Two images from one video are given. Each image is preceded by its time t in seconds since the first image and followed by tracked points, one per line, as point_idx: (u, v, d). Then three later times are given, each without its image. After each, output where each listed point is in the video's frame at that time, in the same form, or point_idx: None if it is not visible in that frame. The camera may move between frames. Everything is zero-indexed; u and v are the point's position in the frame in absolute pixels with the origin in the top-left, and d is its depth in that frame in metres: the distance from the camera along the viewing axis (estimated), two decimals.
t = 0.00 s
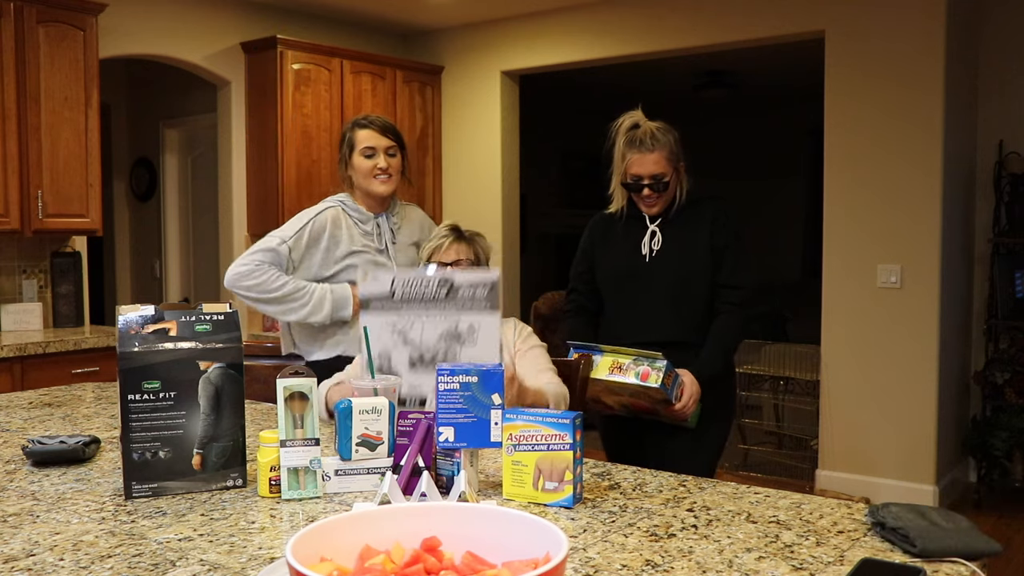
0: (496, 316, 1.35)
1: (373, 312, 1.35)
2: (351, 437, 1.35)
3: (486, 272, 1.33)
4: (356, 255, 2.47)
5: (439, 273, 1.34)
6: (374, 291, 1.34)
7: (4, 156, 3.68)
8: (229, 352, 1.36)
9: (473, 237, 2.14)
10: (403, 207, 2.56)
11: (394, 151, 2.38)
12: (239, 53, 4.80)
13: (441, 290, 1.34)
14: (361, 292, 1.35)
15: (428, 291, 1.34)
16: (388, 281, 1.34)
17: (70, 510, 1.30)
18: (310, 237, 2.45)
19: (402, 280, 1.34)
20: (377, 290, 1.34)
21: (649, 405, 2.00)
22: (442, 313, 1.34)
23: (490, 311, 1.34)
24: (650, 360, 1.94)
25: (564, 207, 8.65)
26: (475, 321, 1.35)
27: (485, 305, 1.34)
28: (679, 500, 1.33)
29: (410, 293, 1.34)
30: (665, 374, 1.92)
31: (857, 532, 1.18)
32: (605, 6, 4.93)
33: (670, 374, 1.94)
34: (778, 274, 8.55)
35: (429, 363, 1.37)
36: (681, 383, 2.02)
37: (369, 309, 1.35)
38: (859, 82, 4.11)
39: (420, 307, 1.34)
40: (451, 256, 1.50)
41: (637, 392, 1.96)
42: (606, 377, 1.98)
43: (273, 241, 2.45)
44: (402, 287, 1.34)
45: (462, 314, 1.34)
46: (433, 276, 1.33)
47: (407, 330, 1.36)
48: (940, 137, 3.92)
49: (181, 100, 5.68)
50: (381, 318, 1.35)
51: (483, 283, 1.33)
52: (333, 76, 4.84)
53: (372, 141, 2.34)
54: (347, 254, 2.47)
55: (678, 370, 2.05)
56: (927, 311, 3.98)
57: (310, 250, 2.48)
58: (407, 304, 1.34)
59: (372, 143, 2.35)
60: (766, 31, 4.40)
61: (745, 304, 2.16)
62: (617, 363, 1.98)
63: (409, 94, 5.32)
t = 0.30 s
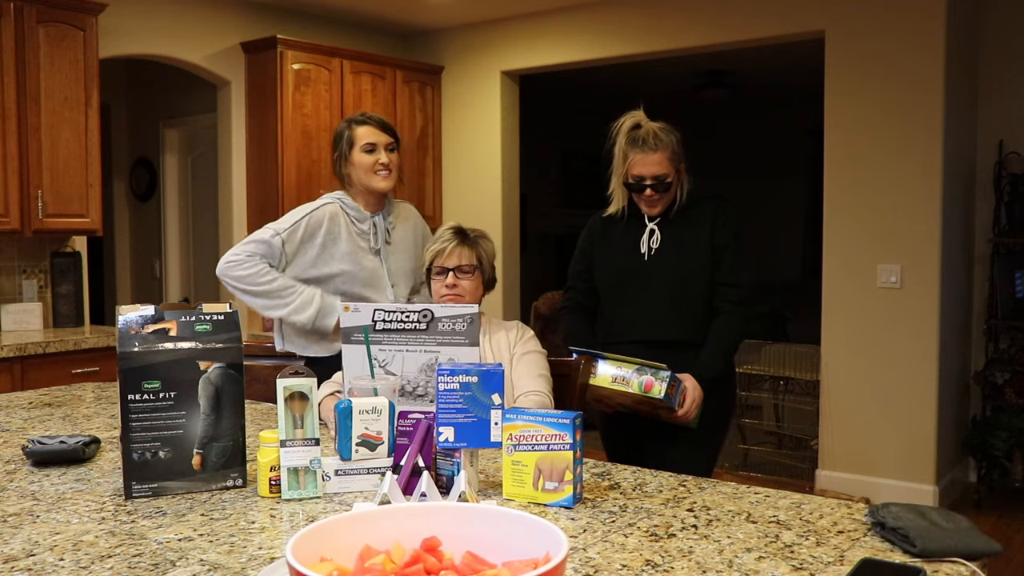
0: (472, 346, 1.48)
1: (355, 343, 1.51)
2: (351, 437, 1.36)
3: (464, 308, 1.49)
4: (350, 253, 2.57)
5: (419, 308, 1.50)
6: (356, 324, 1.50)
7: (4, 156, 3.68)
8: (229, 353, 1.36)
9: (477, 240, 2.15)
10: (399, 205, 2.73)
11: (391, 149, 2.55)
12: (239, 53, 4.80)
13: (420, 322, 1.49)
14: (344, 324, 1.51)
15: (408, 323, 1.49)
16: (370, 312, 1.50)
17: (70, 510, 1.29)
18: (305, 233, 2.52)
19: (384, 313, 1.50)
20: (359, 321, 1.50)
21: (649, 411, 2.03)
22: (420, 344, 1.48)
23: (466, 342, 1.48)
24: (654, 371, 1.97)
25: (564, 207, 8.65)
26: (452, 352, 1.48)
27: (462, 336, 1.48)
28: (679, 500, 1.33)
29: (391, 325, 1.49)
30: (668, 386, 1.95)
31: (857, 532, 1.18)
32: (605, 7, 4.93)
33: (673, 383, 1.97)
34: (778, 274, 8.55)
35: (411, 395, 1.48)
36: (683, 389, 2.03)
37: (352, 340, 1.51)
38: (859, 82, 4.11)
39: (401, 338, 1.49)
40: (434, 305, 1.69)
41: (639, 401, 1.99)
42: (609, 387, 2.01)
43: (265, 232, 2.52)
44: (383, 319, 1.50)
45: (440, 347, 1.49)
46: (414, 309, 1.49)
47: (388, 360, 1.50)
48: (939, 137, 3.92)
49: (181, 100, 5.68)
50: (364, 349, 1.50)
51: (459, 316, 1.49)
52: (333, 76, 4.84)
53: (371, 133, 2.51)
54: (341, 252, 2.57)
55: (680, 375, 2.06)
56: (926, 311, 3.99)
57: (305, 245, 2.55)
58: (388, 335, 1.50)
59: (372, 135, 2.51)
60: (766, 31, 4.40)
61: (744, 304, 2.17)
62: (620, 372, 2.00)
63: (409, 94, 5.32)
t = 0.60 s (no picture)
0: (473, 346, 1.48)
1: (356, 342, 1.51)
2: (351, 437, 1.36)
3: (465, 308, 1.49)
4: (346, 255, 2.77)
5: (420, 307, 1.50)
6: (356, 323, 1.51)
7: (4, 156, 3.68)
8: (228, 353, 1.36)
9: (477, 241, 2.15)
10: (396, 205, 2.98)
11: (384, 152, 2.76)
12: (239, 53, 4.80)
13: (420, 321, 1.49)
14: (345, 323, 1.51)
15: (408, 322, 1.49)
16: (370, 312, 1.50)
17: (70, 510, 1.29)
18: (300, 237, 2.73)
19: (385, 313, 1.50)
20: (360, 321, 1.50)
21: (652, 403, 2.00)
22: (420, 344, 1.48)
23: (466, 342, 1.48)
24: (660, 358, 1.93)
25: (564, 207, 8.65)
26: (453, 352, 1.48)
27: (463, 335, 1.48)
28: (679, 500, 1.33)
29: (391, 324, 1.49)
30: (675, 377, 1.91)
31: (857, 532, 1.18)
32: (605, 7, 4.93)
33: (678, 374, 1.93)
34: (778, 274, 8.55)
35: (411, 395, 1.48)
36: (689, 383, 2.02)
37: (353, 340, 1.51)
38: (859, 82, 4.11)
39: (401, 337, 1.49)
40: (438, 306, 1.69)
41: (646, 389, 1.96)
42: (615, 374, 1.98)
43: (258, 237, 2.74)
44: (384, 319, 1.50)
45: (440, 347, 1.48)
46: (414, 309, 1.49)
47: (389, 360, 1.50)
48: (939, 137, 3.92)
49: (181, 100, 5.68)
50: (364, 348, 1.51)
51: (460, 316, 1.48)
52: (333, 76, 4.84)
53: (367, 137, 2.72)
54: (338, 254, 2.77)
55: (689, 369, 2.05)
56: (926, 311, 3.99)
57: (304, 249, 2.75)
58: (389, 335, 1.50)
59: (366, 137, 2.73)
60: (766, 31, 4.40)
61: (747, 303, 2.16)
62: (627, 358, 1.97)
63: (409, 94, 5.32)
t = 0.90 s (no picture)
0: (470, 349, 1.48)
1: (354, 344, 1.52)
2: (351, 437, 1.36)
3: (461, 311, 1.49)
4: (344, 254, 2.79)
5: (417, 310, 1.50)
6: (353, 325, 1.52)
7: (4, 155, 3.68)
8: (229, 352, 1.36)
9: (475, 241, 2.15)
10: (397, 205, 2.97)
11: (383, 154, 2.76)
12: (239, 53, 4.80)
13: (417, 324, 1.49)
14: (343, 326, 1.52)
15: (405, 325, 1.50)
16: (367, 315, 1.51)
17: (70, 510, 1.29)
18: (296, 238, 2.76)
19: (381, 316, 1.51)
20: (357, 323, 1.52)
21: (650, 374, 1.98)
22: (417, 346, 1.49)
23: (463, 345, 1.48)
24: (665, 322, 1.88)
25: (564, 207, 8.65)
26: (450, 355, 1.48)
27: (459, 338, 1.48)
28: (679, 500, 1.33)
29: (388, 327, 1.50)
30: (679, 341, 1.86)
31: (857, 532, 1.18)
32: (605, 7, 4.93)
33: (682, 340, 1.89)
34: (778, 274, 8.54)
35: (409, 397, 1.48)
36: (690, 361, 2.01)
37: (350, 342, 1.52)
38: (860, 82, 4.11)
39: (398, 340, 1.50)
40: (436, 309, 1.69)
41: (648, 354, 1.92)
42: (617, 339, 1.93)
43: (254, 237, 2.77)
44: (380, 322, 1.51)
45: (438, 349, 1.49)
46: (411, 312, 1.50)
47: (387, 363, 1.51)
48: (940, 137, 3.92)
49: (181, 100, 5.68)
50: (361, 351, 1.51)
51: (456, 318, 1.49)
52: (333, 76, 4.84)
53: (363, 142, 2.71)
54: (336, 254, 2.78)
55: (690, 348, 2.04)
56: (926, 311, 3.99)
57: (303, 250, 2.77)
58: (386, 337, 1.50)
59: (364, 143, 2.71)
60: (766, 31, 4.40)
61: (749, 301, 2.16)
62: (630, 324, 1.93)
63: (409, 94, 5.32)
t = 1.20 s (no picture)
0: (469, 351, 1.48)
1: (353, 345, 1.52)
2: (351, 437, 1.36)
3: (461, 313, 1.49)
4: (336, 252, 2.80)
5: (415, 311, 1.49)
6: (352, 327, 1.52)
7: (4, 156, 3.69)
8: (228, 353, 1.36)
9: (475, 241, 2.15)
10: (392, 202, 2.95)
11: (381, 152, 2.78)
12: (238, 53, 4.80)
13: (416, 325, 1.49)
14: (342, 327, 1.52)
15: (404, 326, 1.50)
16: (365, 317, 1.51)
17: (70, 510, 1.29)
18: (289, 233, 2.79)
19: (380, 317, 1.51)
20: (355, 325, 1.52)
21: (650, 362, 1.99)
22: (417, 348, 1.49)
23: (462, 346, 1.48)
24: (665, 307, 1.94)
25: (564, 207, 8.65)
26: (450, 357, 1.48)
27: (459, 340, 1.48)
28: (679, 500, 1.33)
29: (387, 329, 1.50)
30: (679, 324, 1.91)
31: (857, 532, 1.18)
32: (605, 7, 4.93)
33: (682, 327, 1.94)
34: (778, 274, 8.54)
35: (409, 397, 1.49)
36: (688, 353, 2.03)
37: (349, 343, 1.52)
38: (860, 82, 4.11)
39: (397, 341, 1.50)
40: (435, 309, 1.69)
41: (647, 339, 1.96)
42: (617, 322, 1.96)
43: (249, 229, 2.83)
44: (379, 323, 1.51)
45: (437, 351, 1.49)
46: (409, 314, 1.49)
47: (386, 364, 1.51)
48: (940, 137, 3.92)
49: (181, 100, 5.68)
50: (360, 352, 1.51)
51: (455, 320, 1.49)
52: (333, 76, 4.84)
53: (361, 141, 2.73)
54: (328, 251, 2.80)
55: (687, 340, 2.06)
56: (926, 311, 3.99)
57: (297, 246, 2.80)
58: (385, 338, 1.50)
59: (361, 141, 2.73)
60: (766, 31, 4.40)
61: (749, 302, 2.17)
62: (631, 309, 1.98)
63: (409, 94, 5.32)
